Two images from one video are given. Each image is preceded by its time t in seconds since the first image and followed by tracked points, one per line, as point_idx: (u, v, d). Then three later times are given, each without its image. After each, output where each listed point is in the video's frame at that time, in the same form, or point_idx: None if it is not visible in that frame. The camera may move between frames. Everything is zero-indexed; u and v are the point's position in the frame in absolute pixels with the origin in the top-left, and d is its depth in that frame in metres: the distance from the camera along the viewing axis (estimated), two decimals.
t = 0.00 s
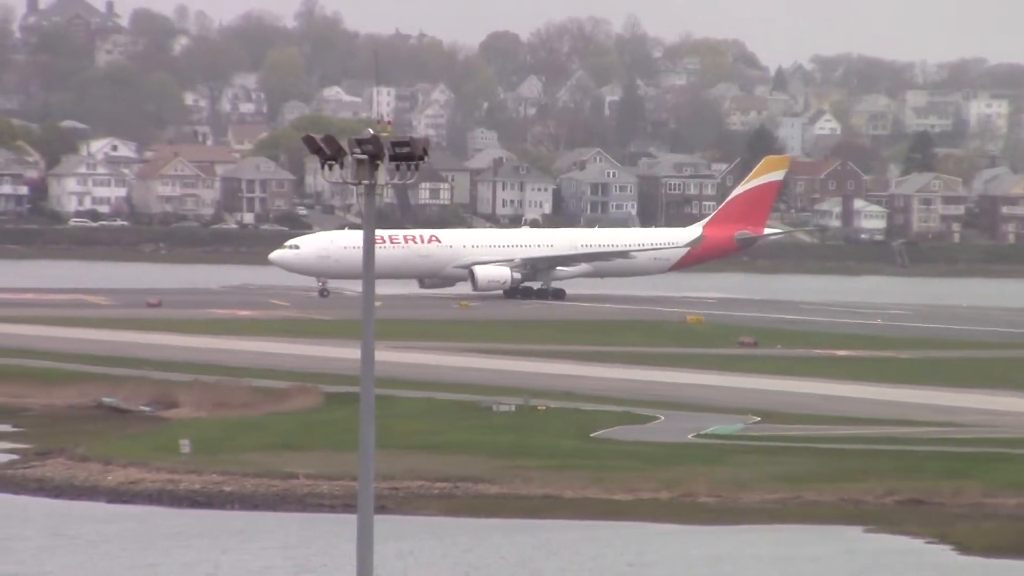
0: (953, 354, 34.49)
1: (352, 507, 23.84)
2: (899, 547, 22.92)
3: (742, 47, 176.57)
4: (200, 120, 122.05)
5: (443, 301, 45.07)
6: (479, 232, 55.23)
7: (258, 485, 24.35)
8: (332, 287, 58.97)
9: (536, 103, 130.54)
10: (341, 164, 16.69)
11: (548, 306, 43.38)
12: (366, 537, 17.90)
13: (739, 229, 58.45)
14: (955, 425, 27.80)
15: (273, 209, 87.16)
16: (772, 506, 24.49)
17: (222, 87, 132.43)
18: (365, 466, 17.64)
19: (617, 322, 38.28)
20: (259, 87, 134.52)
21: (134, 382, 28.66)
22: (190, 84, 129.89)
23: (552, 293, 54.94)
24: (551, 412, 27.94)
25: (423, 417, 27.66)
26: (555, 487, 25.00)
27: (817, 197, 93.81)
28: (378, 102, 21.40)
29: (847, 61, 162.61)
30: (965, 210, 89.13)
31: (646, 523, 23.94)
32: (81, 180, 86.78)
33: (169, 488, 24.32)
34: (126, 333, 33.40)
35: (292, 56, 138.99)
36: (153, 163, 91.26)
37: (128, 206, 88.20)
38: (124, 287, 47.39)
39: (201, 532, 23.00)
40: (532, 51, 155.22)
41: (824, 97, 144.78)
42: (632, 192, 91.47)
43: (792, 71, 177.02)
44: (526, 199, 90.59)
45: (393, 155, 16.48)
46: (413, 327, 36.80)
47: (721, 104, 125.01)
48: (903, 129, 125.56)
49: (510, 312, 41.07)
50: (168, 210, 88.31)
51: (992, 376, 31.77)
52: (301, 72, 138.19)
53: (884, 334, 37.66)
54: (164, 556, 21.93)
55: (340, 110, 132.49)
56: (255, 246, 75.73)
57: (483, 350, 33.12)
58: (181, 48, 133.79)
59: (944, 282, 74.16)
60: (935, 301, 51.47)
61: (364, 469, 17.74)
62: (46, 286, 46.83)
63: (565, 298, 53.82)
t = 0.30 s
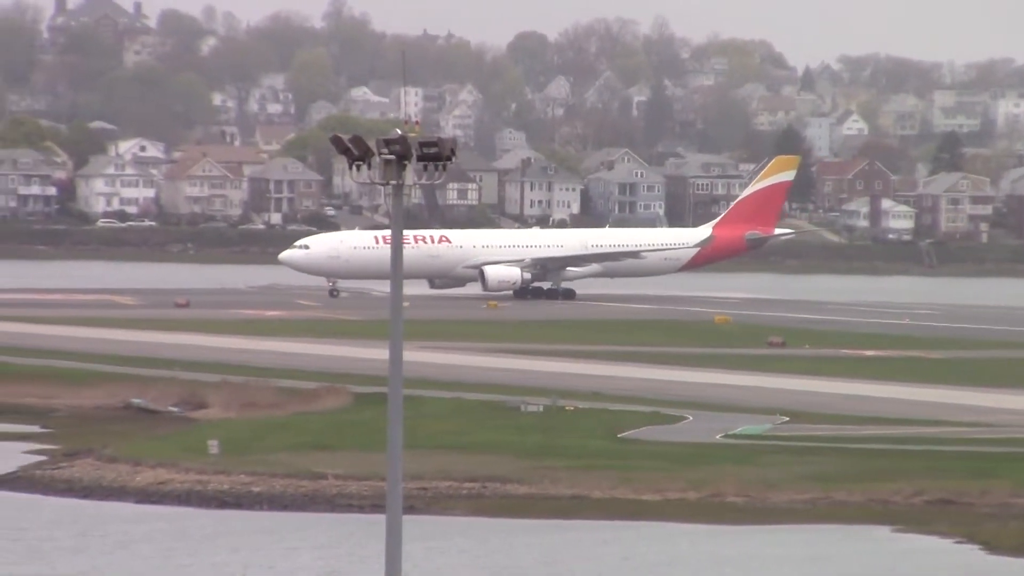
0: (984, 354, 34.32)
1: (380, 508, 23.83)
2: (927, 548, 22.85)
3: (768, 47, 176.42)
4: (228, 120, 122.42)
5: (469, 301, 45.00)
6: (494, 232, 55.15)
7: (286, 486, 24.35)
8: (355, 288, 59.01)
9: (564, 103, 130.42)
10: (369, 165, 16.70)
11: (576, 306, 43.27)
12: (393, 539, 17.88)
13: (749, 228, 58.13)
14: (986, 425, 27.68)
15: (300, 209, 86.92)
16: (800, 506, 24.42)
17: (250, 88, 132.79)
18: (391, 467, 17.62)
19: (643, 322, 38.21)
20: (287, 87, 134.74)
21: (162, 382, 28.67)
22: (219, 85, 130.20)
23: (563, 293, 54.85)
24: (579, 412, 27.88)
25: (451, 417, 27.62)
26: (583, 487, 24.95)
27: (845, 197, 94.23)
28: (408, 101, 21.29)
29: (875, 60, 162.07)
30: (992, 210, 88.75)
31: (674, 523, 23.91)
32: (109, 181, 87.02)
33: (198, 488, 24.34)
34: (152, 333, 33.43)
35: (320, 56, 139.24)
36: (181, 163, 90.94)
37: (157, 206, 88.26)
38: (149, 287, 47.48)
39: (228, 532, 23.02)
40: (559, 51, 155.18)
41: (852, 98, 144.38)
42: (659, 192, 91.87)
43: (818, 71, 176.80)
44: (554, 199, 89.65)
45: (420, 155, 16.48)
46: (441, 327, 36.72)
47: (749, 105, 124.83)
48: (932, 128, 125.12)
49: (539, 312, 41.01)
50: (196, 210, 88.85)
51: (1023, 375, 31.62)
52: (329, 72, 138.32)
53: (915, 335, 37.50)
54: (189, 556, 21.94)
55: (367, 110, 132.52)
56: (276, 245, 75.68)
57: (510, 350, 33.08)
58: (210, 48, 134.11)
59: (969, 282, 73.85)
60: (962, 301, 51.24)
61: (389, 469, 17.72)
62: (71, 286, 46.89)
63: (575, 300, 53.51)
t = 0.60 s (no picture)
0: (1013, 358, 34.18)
1: (403, 511, 23.79)
2: (949, 551, 22.80)
3: (792, 50, 176.05)
4: (251, 123, 122.95)
5: (492, 305, 44.95)
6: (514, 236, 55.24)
7: (309, 489, 24.33)
8: (374, 291, 59.00)
9: (588, 105, 130.08)
10: (393, 167, 16.48)
11: (599, 309, 43.18)
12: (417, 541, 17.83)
13: (755, 232, 57.89)
14: (1011, 428, 27.58)
15: (323, 210, 85.59)
16: (823, 509, 24.38)
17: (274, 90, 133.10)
18: (416, 469, 17.58)
19: (665, 325, 38.14)
20: (311, 90, 135.17)
21: (184, 385, 28.62)
22: (243, 87, 130.44)
23: (567, 297, 54.78)
24: (602, 416, 27.84)
25: (473, 421, 27.57)
26: (606, 491, 24.91)
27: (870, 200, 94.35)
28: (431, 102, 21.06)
29: (899, 63, 161.61)
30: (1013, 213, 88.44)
31: (696, 526, 23.85)
32: (133, 183, 86.99)
33: (221, 491, 24.33)
34: (174, 335, 33.43)
35: (344, 59, 139.21)
36: (205, 167, 91.77)
37: (180, 208, 88.47)
38: (170, 290, 47.53)
39: (251, 535, 22.98)
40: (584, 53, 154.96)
41: (877, 101, 143.84)
42: (683, 195, 91.91)
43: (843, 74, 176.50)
44: (577, 202, 89.50)
45: (445, 158, 16.34)
46: (462, 329, 36.65)
47: (773, 108, 124.56)
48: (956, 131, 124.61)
49: (562, 315, 41.00)
50: (220, 213, 88.65)
51: None
52: (354, 74, 138.17)
53: (940, 338, 37.40)
54: (210, 559, 21.90)
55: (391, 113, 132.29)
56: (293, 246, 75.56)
57: (534, 353, 33.05)
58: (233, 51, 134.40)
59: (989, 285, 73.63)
60: (985, 305, 51.06)
61: (413, 472, 17.70)
62: (89, 289, 46.92)
63: (579, 303, 53.53)
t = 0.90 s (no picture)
0: None
1: (427, 507, 23.80)
2: (974, 548, 22.77)
3: (816, 47, 175.79)
4: (276, 119, 123.79)
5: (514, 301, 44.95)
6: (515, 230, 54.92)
7: (334, 485, 24.34)
8: (392, 287, 59.05)
9: (612, 102, 129.93)
10: (416, 164, 16.12)
11: (622, 305, 43.14)
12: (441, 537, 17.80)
13: (761, 229, 57.64)
14: None
15: (348, 207, 85.97)
16: (847, 506, 24.35)
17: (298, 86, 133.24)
18: (439, 466, 17.57)
19: (687, 322, 38.15)
20: (335, 86, 135.81)
21: (208, 381, 28.63)
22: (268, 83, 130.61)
23: (573, 293, 54.81)
24: (625, 412, 27.81)
25: (497, 417, 27.58)
26: (630, 487, 24.89)
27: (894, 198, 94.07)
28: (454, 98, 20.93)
29: (924, 61, 161.06)
30: None
31: (719, 524, 23.83)
32: (156, 178, 86.96)
33: (245, 487, 24.35)
34: (196, 332, 33.45)
35: (369, 56, 139.22)
36: (229, 163, 92.00)
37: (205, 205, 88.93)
38: (191, 286, 47.60)
39: (276, 531, 22.98)
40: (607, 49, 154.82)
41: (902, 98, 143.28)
42: (708, 192, 91.85)
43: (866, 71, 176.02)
44: (602, 199, 89.41)
45: (468, 155, 16.02)
46: (483, 325, 36.67)
47: (796, 105, 124.26)
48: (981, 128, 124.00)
49: (586, 311, 40.99)
50: (244, 209, 89.21)
51: None
52: (378, 71, 138.25)
53: (966, 336, 37.30)
54: (233, 555, 21.91)
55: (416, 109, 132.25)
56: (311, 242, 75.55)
57: (557, 350, 33.04)
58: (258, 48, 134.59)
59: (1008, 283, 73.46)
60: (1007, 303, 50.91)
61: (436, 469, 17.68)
62: (109, 285, 47.05)
63: (585, 299, 53.21)
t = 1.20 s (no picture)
0: None
1: (453, 509, 23.79)
2: (1000, 551, 22.74)
3: (840, 47, 175.34)
4: (301, 121, 123.99)
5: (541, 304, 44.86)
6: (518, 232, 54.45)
7: (359, 487, 24.31)
8: (410, 288, 59.00)
9: (637, 104, 129.70)
10: (443, 165, 16.11)
11: (650, 307, 43.02)
12: (465, 536, 17.81)
13: (769, 230, 57.52)
14: None
15: (375, 209, 85.77)
16: (873, 508, 24.28)
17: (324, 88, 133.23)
18: (463, 467, 17.56)
19: (715, 324, 38.08)
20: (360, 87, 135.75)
21: (232, 383, 28.61)
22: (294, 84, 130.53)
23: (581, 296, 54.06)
24: (652, 414, 27.78)
25: (523, 419, 27.56)
26: (656, 489, 24.87)
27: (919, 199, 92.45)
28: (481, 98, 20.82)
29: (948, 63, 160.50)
30: None
31: (743, 526, 23.81)
32: (182, 180, 86.84)
33: (270, 489, 24.33)
34: (221, 333, 33.40)
35: (395, 57, 139.09)
36: (254, 164, 91.16)
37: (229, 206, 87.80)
38: (213, 287, 47.55)
39: (301, 533, 22.98)
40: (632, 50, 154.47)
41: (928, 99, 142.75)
42: (733, 193, 91.87)
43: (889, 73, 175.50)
44: (627, 201, 88.47)
45: (494, 156, 15.92)
46: (512, 327, 36.60)
47: (820, 106, 123.84)
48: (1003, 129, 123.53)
49: (614, 313, 40.90)
50: (269, 210, 87.48)
51: None
52: (404, 73, 138.17)
53: (996, 338, 37.17)
54: (260, 557, 21.89)
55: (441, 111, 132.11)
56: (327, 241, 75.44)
57: (584, 352, 33.02)
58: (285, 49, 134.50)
59: None
60: None
61: (462, 471, 17.68)
62: (132, 286, 47.11)
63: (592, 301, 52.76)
